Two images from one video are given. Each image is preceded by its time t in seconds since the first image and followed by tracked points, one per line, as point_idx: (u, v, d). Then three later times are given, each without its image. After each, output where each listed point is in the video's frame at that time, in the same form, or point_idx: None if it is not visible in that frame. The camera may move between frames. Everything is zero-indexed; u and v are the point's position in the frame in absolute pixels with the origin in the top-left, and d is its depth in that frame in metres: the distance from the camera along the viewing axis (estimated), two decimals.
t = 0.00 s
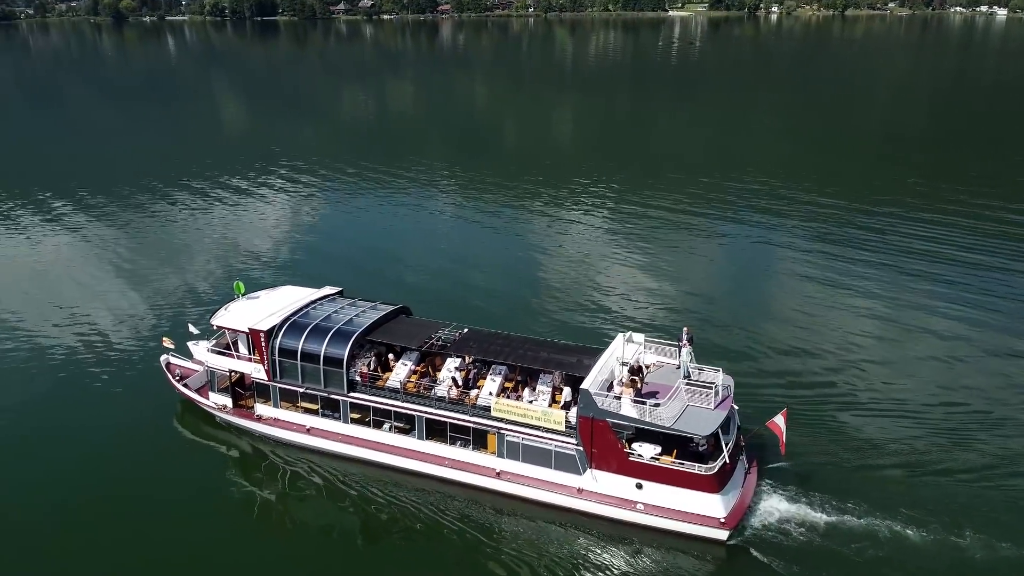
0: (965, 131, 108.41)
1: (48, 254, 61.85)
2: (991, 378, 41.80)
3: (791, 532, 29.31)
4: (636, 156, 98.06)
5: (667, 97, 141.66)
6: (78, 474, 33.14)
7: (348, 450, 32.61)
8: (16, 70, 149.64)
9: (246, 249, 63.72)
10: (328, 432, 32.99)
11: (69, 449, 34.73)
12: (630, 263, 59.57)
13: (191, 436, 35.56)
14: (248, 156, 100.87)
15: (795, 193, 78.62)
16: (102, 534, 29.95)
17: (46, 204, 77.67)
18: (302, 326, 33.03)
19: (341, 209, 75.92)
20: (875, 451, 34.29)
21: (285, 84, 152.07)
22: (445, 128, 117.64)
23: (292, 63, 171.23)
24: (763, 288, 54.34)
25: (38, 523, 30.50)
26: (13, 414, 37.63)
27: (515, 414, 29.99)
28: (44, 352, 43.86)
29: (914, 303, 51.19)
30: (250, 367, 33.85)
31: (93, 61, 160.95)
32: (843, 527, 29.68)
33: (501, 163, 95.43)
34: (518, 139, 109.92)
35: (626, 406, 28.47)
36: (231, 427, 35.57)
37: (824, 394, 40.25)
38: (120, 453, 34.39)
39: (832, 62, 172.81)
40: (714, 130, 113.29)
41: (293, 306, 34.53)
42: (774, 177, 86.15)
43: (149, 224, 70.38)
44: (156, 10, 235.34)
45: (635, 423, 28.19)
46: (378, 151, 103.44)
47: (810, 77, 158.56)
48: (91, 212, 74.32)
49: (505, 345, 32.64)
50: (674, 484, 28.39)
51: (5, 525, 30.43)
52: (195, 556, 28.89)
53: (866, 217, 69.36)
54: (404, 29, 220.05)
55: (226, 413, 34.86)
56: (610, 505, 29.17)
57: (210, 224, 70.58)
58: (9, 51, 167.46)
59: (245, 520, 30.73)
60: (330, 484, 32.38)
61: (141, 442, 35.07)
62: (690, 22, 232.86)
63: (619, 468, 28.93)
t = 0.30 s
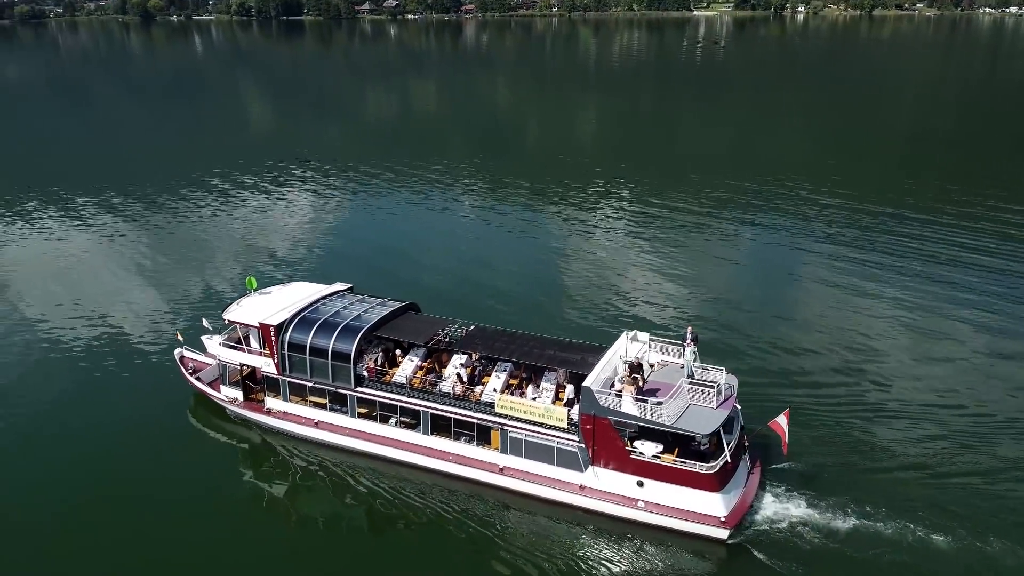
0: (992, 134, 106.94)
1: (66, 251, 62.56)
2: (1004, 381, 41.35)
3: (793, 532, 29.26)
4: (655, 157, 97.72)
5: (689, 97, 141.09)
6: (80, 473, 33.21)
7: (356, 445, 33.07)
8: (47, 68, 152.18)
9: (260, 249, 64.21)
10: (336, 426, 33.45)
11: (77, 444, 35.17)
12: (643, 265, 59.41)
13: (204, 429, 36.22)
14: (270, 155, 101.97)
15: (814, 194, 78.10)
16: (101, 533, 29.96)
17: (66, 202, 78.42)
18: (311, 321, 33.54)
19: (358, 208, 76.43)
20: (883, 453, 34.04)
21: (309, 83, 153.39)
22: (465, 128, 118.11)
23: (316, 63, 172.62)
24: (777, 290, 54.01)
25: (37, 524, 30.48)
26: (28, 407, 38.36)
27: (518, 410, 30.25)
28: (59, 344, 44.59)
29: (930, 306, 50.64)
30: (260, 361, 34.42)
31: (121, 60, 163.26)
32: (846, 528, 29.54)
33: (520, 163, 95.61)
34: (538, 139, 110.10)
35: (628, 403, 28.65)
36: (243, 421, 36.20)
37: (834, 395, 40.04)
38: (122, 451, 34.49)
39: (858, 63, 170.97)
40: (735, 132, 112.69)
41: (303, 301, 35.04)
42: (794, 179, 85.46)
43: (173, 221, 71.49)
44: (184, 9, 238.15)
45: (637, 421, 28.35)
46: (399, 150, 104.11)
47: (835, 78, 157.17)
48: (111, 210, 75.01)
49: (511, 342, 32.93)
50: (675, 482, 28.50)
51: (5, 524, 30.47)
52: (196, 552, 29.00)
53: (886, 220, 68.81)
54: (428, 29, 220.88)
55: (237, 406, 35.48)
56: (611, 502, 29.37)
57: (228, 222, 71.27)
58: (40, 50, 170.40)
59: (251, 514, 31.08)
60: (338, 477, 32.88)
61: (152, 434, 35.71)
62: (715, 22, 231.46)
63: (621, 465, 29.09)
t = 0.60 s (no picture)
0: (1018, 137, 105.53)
1: (86, 247, 63.61)
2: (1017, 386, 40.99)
3: (794, 532, 29.25)
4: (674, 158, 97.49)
5: (712, 98, 140.50)
6: (85, 471, 33.72)
7: (362, 438, 33.55)
8: (77, 65, 154.91)
9: (276, 248, 64.91)
10: (343, 420, 33.95)
11: (89, 439, 35.88)
12: (655, 266, 59.41)
13: (215, 421, 36.86)
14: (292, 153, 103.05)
15: (834, 197, 77.68)
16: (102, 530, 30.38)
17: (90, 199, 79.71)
18: (320, 316, 34.10)
19: (375, 207, 77.09)
20: (889, 455, 33.85)
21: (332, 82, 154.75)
22: (485, 128, 118.56)
23: (340, 62, 173.88)
24: (789, 293, 53.79)
25: (38, 520, 30.98)
26: (44, 399, 39.24)
27: (520, 406, 30.55)
28: (78, 337, 45.52)
29: (946, 311, 50.13)
30: (270, 355, 35.02)
31: (149, 58, 165.74)
32: (848, 529, 29.48)
33: (539, 164, 95.87)
34: (558, 139, 110.26)
35: (628, 401, 28.87)
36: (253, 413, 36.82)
37: (844, 396, 39.91)
38: (127, 449, 34.98)
39: (885, 65, 169.22)
40: (756, 133, 112.15)
41: (314, 297, 35.63)
42: (813, 182, 84.89)
43: (196, 218, 72.71)
44: (211, 8, 240.93)
45: (637, 419, 28.57)
46: (418, 150, 104.75)
47: (861, 79, 155.71)
48: (131, 208, 76.07)
49: (517, 339, 33.27)
50: (674, 480, 28.69)
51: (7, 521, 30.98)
52: (197, 547, 29.37)
53: (907, 223, 68.33)
54: (451, 29, 221.68)
55: (247, 399, 36.14)
56: (612, 499, 29.57)
57: (246, 220, 72.14)
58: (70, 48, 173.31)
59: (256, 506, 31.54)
60: (345, 470, 33.38)
61: (167, 425, 36.51)
62: (740, 22, 229.93)
63: (621, 462, 29.29)
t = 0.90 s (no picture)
0: None
1: (105, 243, 64.22)
2: None
3: (794, 532, 29.31)
4: (693, 159, 97.10)
5: (733, 98, 139.88)
6: (89, 469, 33.78)
7: (369, 432, 34.00)
8: (104, 64, 157.12)
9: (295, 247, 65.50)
10: (350, 414, 34.44)
11: (101, 431, 36.32)
12: (665, 265, 59.13)
13: (225, 414, 37.50)
14: (312, 152, 103.95)
15: (852, 199, 77.20)
16: (107, 528, 30.44)
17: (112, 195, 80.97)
18: (328, 311, 34.62)
19: (390, 206, 77.49)
20: (894, 457, 33.67)
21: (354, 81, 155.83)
22: (504, 127, 118.93)
23: (362, 61, 175.00)
24: (802, 295, 53.40)
25: (42, 518, 31.01)
26: (59, 389, 39.78)
27: (523, 403, 30.83)
28: (94, 329, 46.20)
29: (961, 314, 49.62)
30: (280, 349, 35.56)
31: (175, 57, 167.60)
32: (849, 530, 29.47)
33: (557, 164, 96.09)
34: (577, 139, 110.35)
35: (629, 399, 29.06)
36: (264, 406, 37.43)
37: (853, 394, 39.69)
38: (133, 446, 35.11)
39: (910, 65, 167.56)
40: (776, 134, 111.56)
41: (323, 292, 36.15)
42: (832, 184, 84.23)
43: (216, 215, 73.71)
44: (236, 7, 243.19)
45: (638, 417, 28.75)
46: (438, 149, 105.33)
47: (885, 80, 154.19)
48: (150, 205, 76.76)
49: (522, 336, 33.56)
50: (675, 478, 28.84)
51: (12, 518, 31.04)
52: (207, 536, 29.97)
53: (924, 226, 67.87)
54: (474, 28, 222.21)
55: (257, 393, 36.74)
56: (613, 496, 29.79)
57: (263, 218, 72.74)
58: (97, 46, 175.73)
59: (262, 500, 31.94)
60: (351, 463, 33.94)
61: (179, 417, 37.18)
62: (764, 22, 228.38)
63: (622, 459, 29.48)
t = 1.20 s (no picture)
0: None
1: (125, 240, 64.99)
2: None
3: (793, 530, 29.35)
4: (711, 160, 96.75)
5: (755, 98, 139.21)
6: (98, 467, 34.12)
7: (376, 426, 34.51)
8: (130, 63, 159.18)
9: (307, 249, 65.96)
10: (357, 408, 34.99)
11: (114, 426, 36.92)
12: (676, 266, 58.93)
13: (236, 408, 38.18)
14: (331, 151, 104.79)
15: (872, 202, 76.65)
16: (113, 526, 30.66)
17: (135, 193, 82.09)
18: (337, 307, 35.15)
19: (405, 206, 77.92)
20: (899, 458, 33.53)
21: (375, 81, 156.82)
22: (523, 127, 119.28)
23: (384, 61, 175.99)
24: (814, 296, 53.14)
25: (50, 515, 31.30)
26: (75, 383, 40.57)
27: (526, 399, 31.09)
28: (112, 323, 47.06)
29: (975, 317, 49.19)
30: (290, 344, 36.15)
31: (200, 56, 169.47)
32: (851, 530, 29.45)
33: (575, 164, 96.17)
34: (596, 139, 110.38)
35: (630, 396, 29.26)
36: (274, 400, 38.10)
37: (862, 394, 39.54)
38: (141, 445, 35.43)
39: (936, 66, 165.77)
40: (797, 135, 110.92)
41: (332, 288, 36.70)
42: (851, 186, 83.58)
43: (236, 213, 74.67)
44: (261, 7, 245.39)
45: (639, 414, 28.93)
46: (456, 149, 105.85)
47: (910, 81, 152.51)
48: (172, 203, 77.83)
49: (527, 334, 33.90)
50: (675, 475, 29.00)
51: (21, 515, 31.38)
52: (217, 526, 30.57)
53: (943, 229, 67.34)
54: (496, 28, 222.57)
55: (268, 386, 37.40)
56: (615, 492, 30.04)
57: (280, 217, 73.44)
58: (124, 45, 177.92)
59: (270, 495, 32.37)
60: (359, 457, 34.48)
61: (193, 410, 37.91)
62: (789, 22, 226.50)
63: (623, 456, 29.72)
